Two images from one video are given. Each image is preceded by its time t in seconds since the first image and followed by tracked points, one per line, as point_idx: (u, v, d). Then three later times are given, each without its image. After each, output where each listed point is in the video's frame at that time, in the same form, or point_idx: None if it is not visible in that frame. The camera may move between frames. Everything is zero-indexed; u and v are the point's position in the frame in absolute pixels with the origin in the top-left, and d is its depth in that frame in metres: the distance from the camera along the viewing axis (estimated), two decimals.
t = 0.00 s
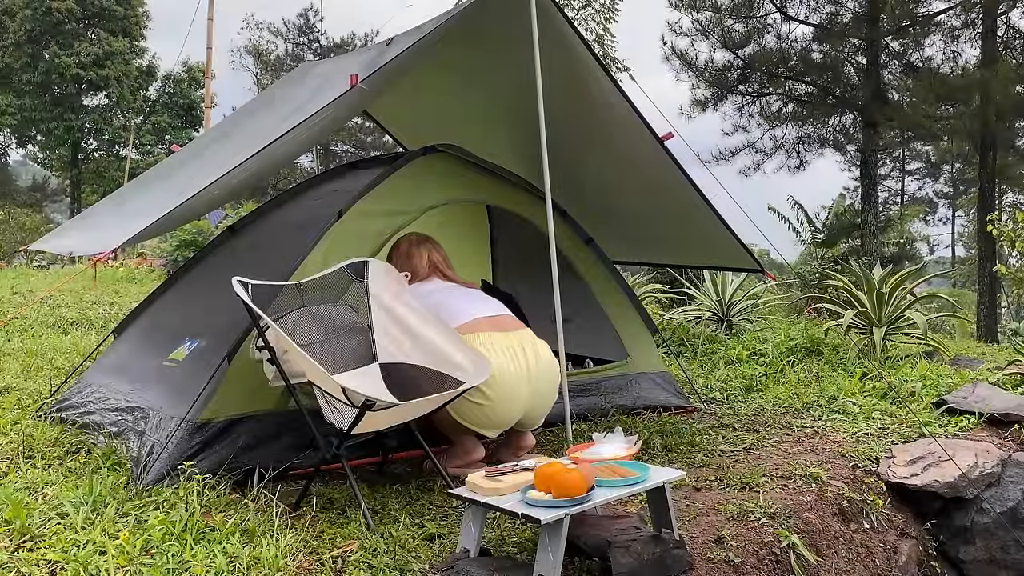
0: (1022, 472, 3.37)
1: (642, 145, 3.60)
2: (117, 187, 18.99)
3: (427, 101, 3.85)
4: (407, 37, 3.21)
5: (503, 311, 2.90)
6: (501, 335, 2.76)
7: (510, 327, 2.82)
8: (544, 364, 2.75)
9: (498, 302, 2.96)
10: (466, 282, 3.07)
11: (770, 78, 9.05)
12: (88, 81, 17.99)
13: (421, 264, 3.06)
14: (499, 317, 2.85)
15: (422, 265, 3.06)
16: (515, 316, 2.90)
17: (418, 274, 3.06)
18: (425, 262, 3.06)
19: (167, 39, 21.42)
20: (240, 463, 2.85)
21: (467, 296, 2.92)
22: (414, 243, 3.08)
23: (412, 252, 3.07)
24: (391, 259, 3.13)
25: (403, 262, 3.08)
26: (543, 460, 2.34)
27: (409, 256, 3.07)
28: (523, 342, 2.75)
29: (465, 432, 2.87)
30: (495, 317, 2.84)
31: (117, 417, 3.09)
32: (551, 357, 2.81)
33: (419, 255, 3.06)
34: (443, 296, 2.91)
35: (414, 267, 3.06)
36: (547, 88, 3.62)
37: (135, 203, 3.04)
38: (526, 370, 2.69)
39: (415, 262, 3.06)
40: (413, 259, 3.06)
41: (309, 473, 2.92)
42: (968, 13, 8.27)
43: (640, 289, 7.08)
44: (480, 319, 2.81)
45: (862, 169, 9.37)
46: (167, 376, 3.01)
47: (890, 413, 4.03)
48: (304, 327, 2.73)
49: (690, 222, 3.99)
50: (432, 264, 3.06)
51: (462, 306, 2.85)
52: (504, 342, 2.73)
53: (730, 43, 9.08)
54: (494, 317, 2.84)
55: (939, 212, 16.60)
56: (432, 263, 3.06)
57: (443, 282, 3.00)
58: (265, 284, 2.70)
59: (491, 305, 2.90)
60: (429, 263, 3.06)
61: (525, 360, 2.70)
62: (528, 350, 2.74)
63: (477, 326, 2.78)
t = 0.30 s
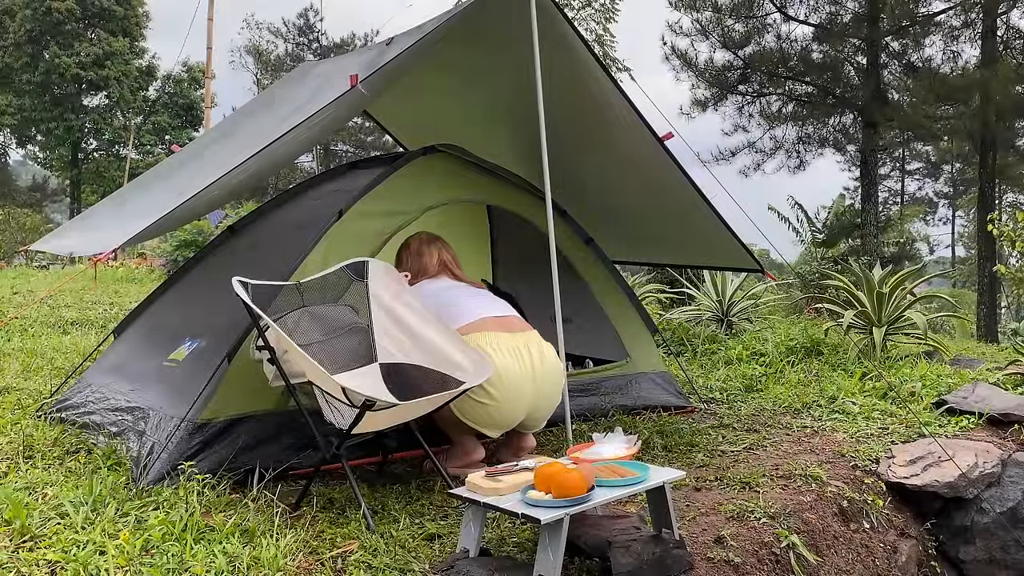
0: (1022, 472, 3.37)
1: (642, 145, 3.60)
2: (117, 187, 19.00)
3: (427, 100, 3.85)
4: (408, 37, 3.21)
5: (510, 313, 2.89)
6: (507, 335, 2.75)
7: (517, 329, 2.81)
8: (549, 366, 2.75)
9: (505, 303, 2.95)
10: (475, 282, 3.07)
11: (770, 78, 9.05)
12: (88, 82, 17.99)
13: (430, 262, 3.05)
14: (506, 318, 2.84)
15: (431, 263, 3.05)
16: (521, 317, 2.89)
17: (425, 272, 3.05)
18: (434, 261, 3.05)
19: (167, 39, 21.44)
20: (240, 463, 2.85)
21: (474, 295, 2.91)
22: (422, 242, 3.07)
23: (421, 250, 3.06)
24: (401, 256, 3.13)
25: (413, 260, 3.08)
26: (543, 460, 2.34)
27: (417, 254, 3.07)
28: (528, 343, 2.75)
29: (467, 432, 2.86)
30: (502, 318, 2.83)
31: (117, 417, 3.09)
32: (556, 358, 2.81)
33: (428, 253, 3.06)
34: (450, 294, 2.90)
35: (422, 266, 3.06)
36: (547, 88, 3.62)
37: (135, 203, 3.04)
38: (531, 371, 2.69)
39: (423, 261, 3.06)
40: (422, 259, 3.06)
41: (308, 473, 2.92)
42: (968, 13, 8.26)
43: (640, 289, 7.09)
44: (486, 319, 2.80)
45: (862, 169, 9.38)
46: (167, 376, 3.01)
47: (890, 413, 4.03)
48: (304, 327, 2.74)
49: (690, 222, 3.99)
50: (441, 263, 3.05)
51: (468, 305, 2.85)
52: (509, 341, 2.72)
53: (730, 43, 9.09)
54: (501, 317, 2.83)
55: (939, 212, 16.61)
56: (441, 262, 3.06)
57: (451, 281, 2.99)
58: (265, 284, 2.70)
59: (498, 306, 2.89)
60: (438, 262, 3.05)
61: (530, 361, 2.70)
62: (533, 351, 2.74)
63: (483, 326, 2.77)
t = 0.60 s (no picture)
0: (1022, 472, 3.36)
1: (641, 144, 3.60)
2: (116, 187, 19.02)
3: (427, 101, 3.85)
4: (408, 38, 3.21)
5: (514, 314, 2.89)
6: (510, 335, 2.75)
7: (520, 329, 2.81)
8: (551, 367, 2.76)
9: (509, 304, 2.96)
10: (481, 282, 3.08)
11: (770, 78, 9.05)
12: (88, 82, 18.00)
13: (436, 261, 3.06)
14: (510, 319, 2.85)
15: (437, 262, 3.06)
16: (526, 318, 2.89)
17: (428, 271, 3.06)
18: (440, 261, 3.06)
19: (167, 39, 21.47)
20: (240, 463, 2.85)
21: (479, 295, 2.92)
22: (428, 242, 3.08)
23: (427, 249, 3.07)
24: (408, 253, 3.14)
25: (420, 258, 3.09)
26: (543, 460, 2.34)
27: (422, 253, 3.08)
28: (530, 344, 2.76)
29: (467, 432, 2.87)
30: (505, 319, 2.83)
31: (117, 417, 3.09)
32: (557, 360, 2.82)
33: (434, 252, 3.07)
34: (454, 294, 2.90)
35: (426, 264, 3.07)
36: (546, 88, 3.62)
37: (135, 203, 3.04)
38: (533, 372, 2.69)
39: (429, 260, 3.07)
40: (428, 258, 3.07)
41: (308, 473, 2.92)
42: (968, 13, 8.26)
43: (640, 290, 7.09)
44: (489, 319, 2.80)
45: (862, 169, 9.38)
46: (167, 376, 3.01)
47: (890, 413, 4.03)
48: (304, 327, 2.73)
49: (690, 222, 3.99)
50: (447, 263, 3.06)
51: (472, 305, 2.85)
52: (512, 341, 2.72)
53: (730, 43, 9.08)
54: (505, 318, 2.84)
55: (939, 212, 16.62)
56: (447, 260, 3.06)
57: (457, 280, 3.00)
58: (264, 284, 2.70)
59: (502, 307, 2.90)
60: (443, 262, 3.06)
61: (532, 362, 2.71)
62: (535, 352, 2.74)
63: (485, 326, 2.77)
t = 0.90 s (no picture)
0: (1022, 472, 3.36)
1: (642, 144, 3.60)
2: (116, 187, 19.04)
3: (427, 101, 3.85)
4: (408, 38, 3.21)
5: (514, 315, 2.89)
6: (510, 336, 2.75)
7: (520, 329, 2.81)
8: (551, 367, 2.76)
9: (510, 304, 2.96)
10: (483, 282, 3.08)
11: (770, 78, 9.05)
12: (88, 82, 18.00)
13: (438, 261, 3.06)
14: (510, 319, 2.85)
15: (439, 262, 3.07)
16: (526, 319, 2.89)
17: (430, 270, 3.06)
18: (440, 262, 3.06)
19: (167, 39, 21.49)
20: (240, 463, 2.85)
21: (479, 296, 2.92)
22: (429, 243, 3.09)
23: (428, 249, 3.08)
24: (409, 253, 3.14)
25: (422, 257, 3.09)
26: (543, 460, 2.34)
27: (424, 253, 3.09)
28: (531, 344, 2.76)
29: (468, 433, 2.87)
30: (506, 319, 2.83)
31: (116, 417, 3.09)
32: (558, 360, 2.82)
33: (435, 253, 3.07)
34: (454, 294, 2.90)
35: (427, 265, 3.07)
36: (546, 88, 3.62)
37: (135, 203, 3.04)
38: (533, 372, 2.69)
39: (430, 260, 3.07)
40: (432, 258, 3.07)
41: (308, 473, 2.92)
42: (968, 13, 8.25)
43: (640, 289, 7.09)
44: (489, 320, 2.81)
45: (862, 169, 9.38)
46: (167, 376, 3.01)
47: (890, 413, 4.03)
48: (304, 327, 2.74)
49: (690, 222, 3.99)
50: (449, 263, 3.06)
51: (472, 305, 2.86)
52: (512, 342, 2.73)
53: (730, 43, 9.08)
54: (505, 318, 2.84)
55: (939, 212, 16.62)
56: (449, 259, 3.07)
57: (458, 279, 3.00)
58: (265, 284, 2.70)
59: (502, 308, 2.90)
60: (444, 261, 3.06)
61: (532, 362, 2.71)
62: (536, 352, 2.74)
63: (485, 326, 2.77)
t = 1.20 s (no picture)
0: (1022, 472, 3.36)
1: (642, 144, 3.60)
2: (117, 187, 19.05)
3: (427, 101, 3.85)
4: (408, 37, 3.21)
5: (514, 315, 2.89)
6: (510, 336, 2.75)
7: (520, 329, 2.81)
8: (551, 368, 2.76)
9: (510, 304, 2.96)
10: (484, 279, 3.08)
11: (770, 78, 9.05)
12: (88, 82, 18.01)
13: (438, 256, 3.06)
14: (510, 319, 2.85)
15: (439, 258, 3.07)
16: (526, 319, 2.89)
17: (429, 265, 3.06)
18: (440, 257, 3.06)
19: (167, 39, 21.51)
20: (240, 463, 2.85)
21: (479, 295, 2.92)
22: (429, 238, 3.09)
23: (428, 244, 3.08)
24: (409, 247, 3.13)
25: (421, 251, 3.08)
26: (543, 460, 2.34)
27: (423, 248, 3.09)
28: (531, 344, 2.76)
29: (468, 433, 2.86)
30: (506, 320, 2.83)
31: (116, 417, 3.09)
32: (558, 361, 2.82)
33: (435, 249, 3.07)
34: (454, 293, 2.90)
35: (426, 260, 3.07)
36: (546, 88, 3.62)
37: (135, 203, 3.04)
38: (533, 372, 2.70)
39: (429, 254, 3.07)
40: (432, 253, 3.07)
41: (308, 473, 2.92)
42: (968, 13, 8.25)
43: (640, 289, 7.09)
44: (489, 320, 2.81)
45: (862, 169, 9.38)
46: (167, 376, 3.01)
47: (890, 413, 4.03)
48: (304, 327, 2.73)
49: (690, 222, 4.00)
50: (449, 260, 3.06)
51: (472, 305, 2.86)
52: (512, 342, 2.73)
53: (730, 43, 9.08)
54: (505, 318, 2.84)
55: (939, 212, 16.63)
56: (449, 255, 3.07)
57: (457, 276, 3.01)
58: (265, 284, 2.70)
59: (503, 307, 2.90)
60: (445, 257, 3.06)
61: (532, 362, 2.71)
62: (536, 352, 2.74)
63: (485, 326, 2.78)
